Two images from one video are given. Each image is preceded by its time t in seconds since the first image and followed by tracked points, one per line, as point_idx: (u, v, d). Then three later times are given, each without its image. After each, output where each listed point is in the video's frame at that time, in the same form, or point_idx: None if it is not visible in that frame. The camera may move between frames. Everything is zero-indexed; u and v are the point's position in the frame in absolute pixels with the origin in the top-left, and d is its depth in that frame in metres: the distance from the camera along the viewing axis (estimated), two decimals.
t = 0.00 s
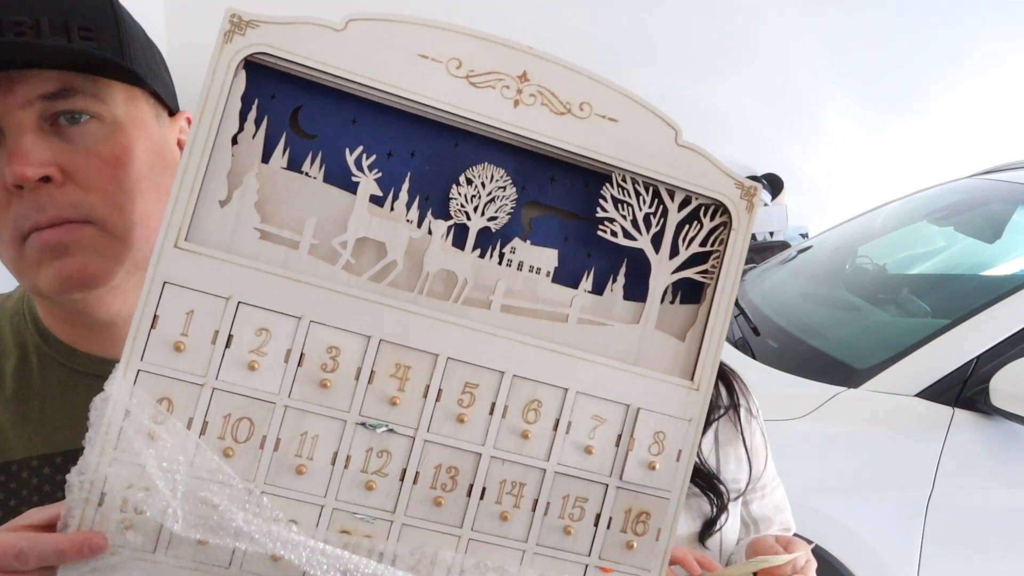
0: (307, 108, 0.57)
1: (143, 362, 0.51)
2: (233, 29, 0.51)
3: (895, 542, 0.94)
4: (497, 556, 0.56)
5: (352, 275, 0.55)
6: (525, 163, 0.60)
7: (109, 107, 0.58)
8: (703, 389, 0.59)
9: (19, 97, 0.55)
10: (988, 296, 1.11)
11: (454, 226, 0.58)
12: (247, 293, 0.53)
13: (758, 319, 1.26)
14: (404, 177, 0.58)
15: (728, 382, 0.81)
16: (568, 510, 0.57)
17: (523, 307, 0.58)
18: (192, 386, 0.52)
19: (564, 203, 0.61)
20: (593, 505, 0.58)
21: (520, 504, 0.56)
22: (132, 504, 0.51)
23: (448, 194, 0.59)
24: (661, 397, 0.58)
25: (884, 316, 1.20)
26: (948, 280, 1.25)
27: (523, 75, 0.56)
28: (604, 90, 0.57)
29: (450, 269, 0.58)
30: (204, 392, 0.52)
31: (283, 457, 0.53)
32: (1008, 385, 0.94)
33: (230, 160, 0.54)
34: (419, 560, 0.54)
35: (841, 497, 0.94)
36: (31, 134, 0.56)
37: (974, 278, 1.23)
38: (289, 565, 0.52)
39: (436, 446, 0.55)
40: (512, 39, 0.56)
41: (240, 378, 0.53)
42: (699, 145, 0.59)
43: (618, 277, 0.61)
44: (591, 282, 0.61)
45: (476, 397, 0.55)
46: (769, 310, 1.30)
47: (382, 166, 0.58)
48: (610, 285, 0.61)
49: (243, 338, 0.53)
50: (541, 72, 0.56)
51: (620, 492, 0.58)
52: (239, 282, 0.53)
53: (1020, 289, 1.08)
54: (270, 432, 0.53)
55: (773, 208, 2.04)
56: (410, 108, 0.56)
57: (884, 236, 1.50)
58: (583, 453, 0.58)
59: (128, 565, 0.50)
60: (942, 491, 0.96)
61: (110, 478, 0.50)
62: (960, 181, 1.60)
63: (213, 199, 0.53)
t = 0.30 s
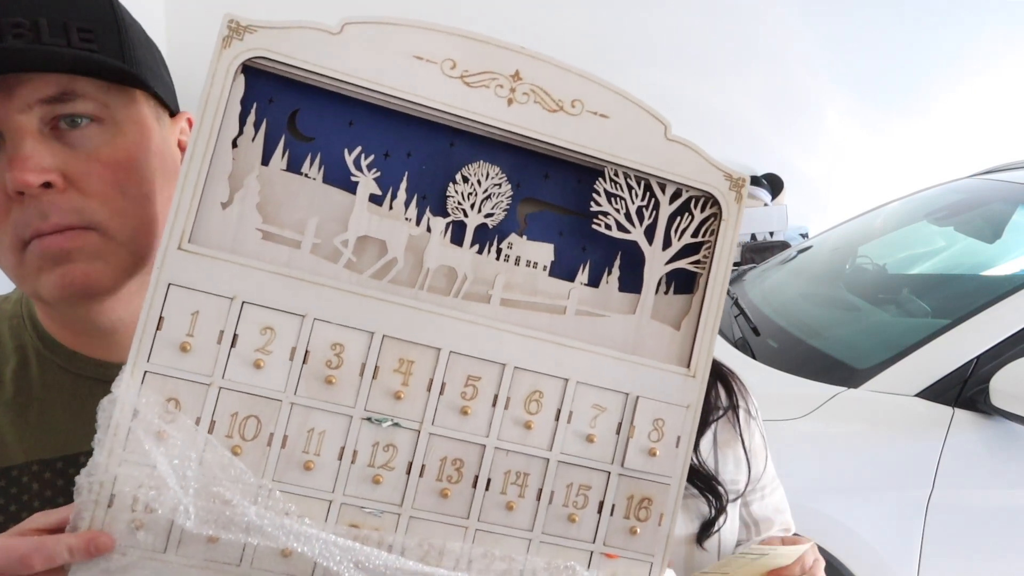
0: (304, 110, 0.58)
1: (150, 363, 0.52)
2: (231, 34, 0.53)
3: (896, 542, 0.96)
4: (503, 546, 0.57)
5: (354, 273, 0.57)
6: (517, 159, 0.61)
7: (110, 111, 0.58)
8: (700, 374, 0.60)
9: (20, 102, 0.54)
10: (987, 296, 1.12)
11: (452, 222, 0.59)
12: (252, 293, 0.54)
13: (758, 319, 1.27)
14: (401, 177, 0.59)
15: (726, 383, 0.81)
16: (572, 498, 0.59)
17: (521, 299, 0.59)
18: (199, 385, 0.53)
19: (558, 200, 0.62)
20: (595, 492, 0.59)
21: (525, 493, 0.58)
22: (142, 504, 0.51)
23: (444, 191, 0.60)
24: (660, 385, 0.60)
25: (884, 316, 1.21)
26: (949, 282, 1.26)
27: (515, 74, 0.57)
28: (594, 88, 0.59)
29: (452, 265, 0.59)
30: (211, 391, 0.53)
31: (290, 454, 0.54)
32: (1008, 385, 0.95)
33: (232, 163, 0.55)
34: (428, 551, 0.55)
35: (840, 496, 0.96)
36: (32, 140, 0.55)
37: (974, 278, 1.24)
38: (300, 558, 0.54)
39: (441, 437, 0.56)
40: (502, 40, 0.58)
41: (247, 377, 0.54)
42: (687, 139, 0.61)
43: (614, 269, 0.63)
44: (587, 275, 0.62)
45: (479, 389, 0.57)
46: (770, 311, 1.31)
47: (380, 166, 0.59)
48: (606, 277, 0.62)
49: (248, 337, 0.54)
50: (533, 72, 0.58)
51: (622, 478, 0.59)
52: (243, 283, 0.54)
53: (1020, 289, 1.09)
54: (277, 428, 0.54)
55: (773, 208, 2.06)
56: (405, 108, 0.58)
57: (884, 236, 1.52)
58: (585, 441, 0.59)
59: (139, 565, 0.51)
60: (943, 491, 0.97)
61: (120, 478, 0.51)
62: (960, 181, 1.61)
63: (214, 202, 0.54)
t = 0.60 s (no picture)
0: (303, 112, 0.60)
1: (160, 359, 0.53)
2: (231, 38, 0.54)
3: (895, 542, 0.97)
4: (508, 529, 0.59)
5: (357, 266, 0.58)
6: (511, 158, 0.64)
7: (108, 114, 0.58)
8: (690, 356, 0.63)
9: (17, 106, 0.54)
10: (987, 296, 1.14)
11: (449, 216, 0.62)
12: (258, 288, 0.55)
13: (758, 319, 1.29)
14: (399, 173, 0.62)
15: (726, 386, 0.86)
16: (574, 480, 0.60)
17: (516, 289, 0.61)
18: (208, 380, 0.54)
19: (548, 194, 0.65)
20: (596, 474, 0.61)
21: (528, 477, 0.59)
22: (157, 497, 0.52)
23: (441, 187, 0.63)
24: (653, 368, 0.62)
25: (883, 316, 1.23)
26: (949, 280, 1.29)
27: (506, 73, 0.59)
28: (582, 84, 0.61)
29: (451, 257, 0.61)
30: (220, 385, 0.55)
31: (299, 445, 0.55)
32: (1008, 385, 0.97)
33: (235, 163, 0.57)
34: (437, 535, 0.57)
35: (840, 495, 0.97)
36: (30, 144, 0.55)
37: (974, 279, 1.25)
38: (313, 544, 0.55)
39: (446, 424, 0.58)
40: (492, 39, 0.60)
41: (256, 370, 0.55)
42: (671, 132, 0.64)
43: (604, 259, 0.66)
44: (579, 265, 0.65)
45: (481, 376, 0.59)
46: (770, 311, 1.33)
47: (378, 164, 0.62)
48: (597, 268, 0.65)
49: (255, 331, 0.55)
50: (523, 70, 0.60)
51: (621, 459, 0.62)
52: (249, 279, 0.55)
53: (1020, 289, 1.11)
54: (286, 419, 0.55)
55: (773, 208, 2.05)
56: (401, 107, 0.60)
57: (883, 236, 1.55)
58: (584, 425, 0.61)
59: (154, 559, 0.52)
60: (942, 491, 0.98)
61: (132, 472, 0.52)
62: (960, 181, 1.64)
63: (219, 200, 0.56)
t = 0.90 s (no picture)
0: (279, 111, 0.62)
1: (150, 355, 0.55)
2: (210, 39, 0.56)
3: (895, 543, 0.98)
4: (494, 508, 0.61)
5: (339, 259, 0.61)
6: (482, 151, 0.67)
7: (79, 124, 0.57)
8: (660, 335, 0.66)
9: None
10: (986, 297, 1.17)
11: (425, 208, 0.64)
12: (244, 283, 0.57)
13: (757, 319, 1.36)
14: (377, 167, 0.64)
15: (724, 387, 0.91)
16: (555, 457, 0.63)
17: (493, 276, 0.65)
18: (198, 374, 0.56)
19: (520, 185, 0.68)
20: (575, 452, 0.64)
21: (512, 455, 0.62)
22: (151, 490, 0.54)
23: (416, 180, 0.65)
24: (627, 346, 0.65)
25: (883, 316, 1.27)
26: (949, 280, 1.31)
27: (476, 70, 0.62)
28: (548, 79, 0.64)
29: (430, 248, 0.63)
30: (210, 378, 0.56)
31: (290, 433, 0.57)
32: (1008, 385, 0.98)
33: (217, 161, 0.59)
34: (428, 515, 0.59)
35: (840, 493, 0.99)
36: None
37: (974, 279, 1.27)
38: (307, 531, 0.57)
39: (431, 408, 0.60)
40: (461, 36, 0.62)
41: (244, 362, 0.57)
42: (634, 123, 0.67)
43: (575, 245, 0.69)
44: (551, 252, 0.68)
45: (463, 361, 0.61)
46: (770, 311, 1.39)
47: (357, 159, 0.64)
48: (569, 253, 0.69)
49: (243, 324, 0.57)
50: (492, 66, 0.63)
51: (599, 436, 0.65)
52: (234, 273, 0.57)
53: (1019, 289, 1.13)
54: (276, 409, 0.57)
55: (773, 208, 2.09)
56: (378, 104, 0.62)
57: (883, 236, 1.59)
58: (563, 404, 0.64)
59: (151, 551, 0.53)
60: (942, 491, 0.99)
61: (126, 466, 0.53)
62: (961, 181, 1.66)
63: (202, 198, 0.57)
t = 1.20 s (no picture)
0: (222, 113, 0.67)
1: (106, 341, 0.57)
2: (153, 42, 0.61)
3: (894, 544, 1.03)
4: (452, 480, 0.65)
5: (287, 246, 0.66)
6: (417, 148, 0.74)
7: (33, 140, 0.61)
8: (593, 312, 0.74)
9: None
10: (978, 300, 1.23)
11: (368, 198, 0.71)
12: (195, 270, 0.60)
13: (756, 319, 1.46)
14: (319, 163, 0.71)
15: (723, 388, 0.99)
16: (505, 428, 0.68)
17: (434, 258, 0.71)
18: (155, 357, 0.59)
19: (455, 180, 0.76)
20: (524, 421, 0.69)
21: (464, 427, 0.67)
22: (112, 472, 0.56)
23: (358, 174, 0.72)
24: (565, 322, 0.72)
25: (883, 316, 1.34)
26: (948, 283, 1.38)
27: (408, 70, 0.70)
28: (475, 79, 0.72)
29: (372, 234, 0.69)
30: (167, 361, 0.59)
31: (247, 413, 0.60)
32: (1008, 385, 1.02)
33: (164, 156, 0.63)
34: (385, 484, 0.62)
35: (845, 488, 1.05)
36: None
37: (972, 280, 1.34)
38: (269, 506, 0.59)
39: (384, 385, 0.65)
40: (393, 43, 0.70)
41: (201, 346, 0.60)
42: (554, 117, 0.76)
43: (509, 232, 0.77)
44: (488, 239, 0.76)
45: (411, 339, 0.66)
46: (769, 310, 1.50)
47: (301, 154, 0.70)
48: (504, 240, 0.76)
49: (197, 309, 0.60)
50: (423, 68, 0.70)
51: (545, 406, 0.70)
52: (185, 262, 0.60)
53: (1017, 291, 1.19)
54: (233, 389, 0.60)
55: (768, 211, 2.45)
56: (317, 103, 0.68)
57: (883, 236, 1.66)
58: (509, 376, 0.69)
59: (112, 535, 0.55)
60: (942, 491, 1.05)
61: (86, 447, 0.55)
62: (964, 181, 1.70)
63: (152, 190, 0.61)
